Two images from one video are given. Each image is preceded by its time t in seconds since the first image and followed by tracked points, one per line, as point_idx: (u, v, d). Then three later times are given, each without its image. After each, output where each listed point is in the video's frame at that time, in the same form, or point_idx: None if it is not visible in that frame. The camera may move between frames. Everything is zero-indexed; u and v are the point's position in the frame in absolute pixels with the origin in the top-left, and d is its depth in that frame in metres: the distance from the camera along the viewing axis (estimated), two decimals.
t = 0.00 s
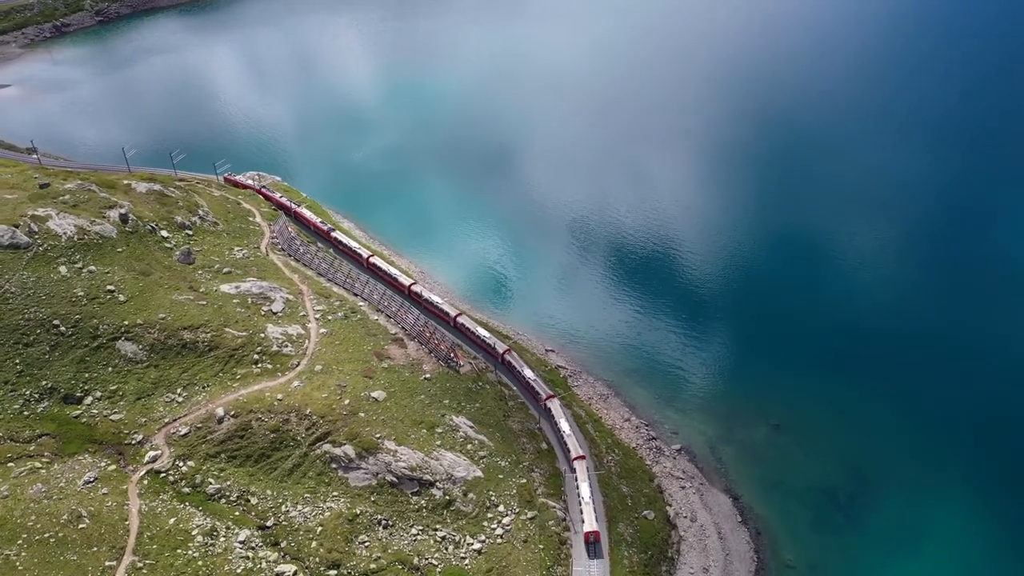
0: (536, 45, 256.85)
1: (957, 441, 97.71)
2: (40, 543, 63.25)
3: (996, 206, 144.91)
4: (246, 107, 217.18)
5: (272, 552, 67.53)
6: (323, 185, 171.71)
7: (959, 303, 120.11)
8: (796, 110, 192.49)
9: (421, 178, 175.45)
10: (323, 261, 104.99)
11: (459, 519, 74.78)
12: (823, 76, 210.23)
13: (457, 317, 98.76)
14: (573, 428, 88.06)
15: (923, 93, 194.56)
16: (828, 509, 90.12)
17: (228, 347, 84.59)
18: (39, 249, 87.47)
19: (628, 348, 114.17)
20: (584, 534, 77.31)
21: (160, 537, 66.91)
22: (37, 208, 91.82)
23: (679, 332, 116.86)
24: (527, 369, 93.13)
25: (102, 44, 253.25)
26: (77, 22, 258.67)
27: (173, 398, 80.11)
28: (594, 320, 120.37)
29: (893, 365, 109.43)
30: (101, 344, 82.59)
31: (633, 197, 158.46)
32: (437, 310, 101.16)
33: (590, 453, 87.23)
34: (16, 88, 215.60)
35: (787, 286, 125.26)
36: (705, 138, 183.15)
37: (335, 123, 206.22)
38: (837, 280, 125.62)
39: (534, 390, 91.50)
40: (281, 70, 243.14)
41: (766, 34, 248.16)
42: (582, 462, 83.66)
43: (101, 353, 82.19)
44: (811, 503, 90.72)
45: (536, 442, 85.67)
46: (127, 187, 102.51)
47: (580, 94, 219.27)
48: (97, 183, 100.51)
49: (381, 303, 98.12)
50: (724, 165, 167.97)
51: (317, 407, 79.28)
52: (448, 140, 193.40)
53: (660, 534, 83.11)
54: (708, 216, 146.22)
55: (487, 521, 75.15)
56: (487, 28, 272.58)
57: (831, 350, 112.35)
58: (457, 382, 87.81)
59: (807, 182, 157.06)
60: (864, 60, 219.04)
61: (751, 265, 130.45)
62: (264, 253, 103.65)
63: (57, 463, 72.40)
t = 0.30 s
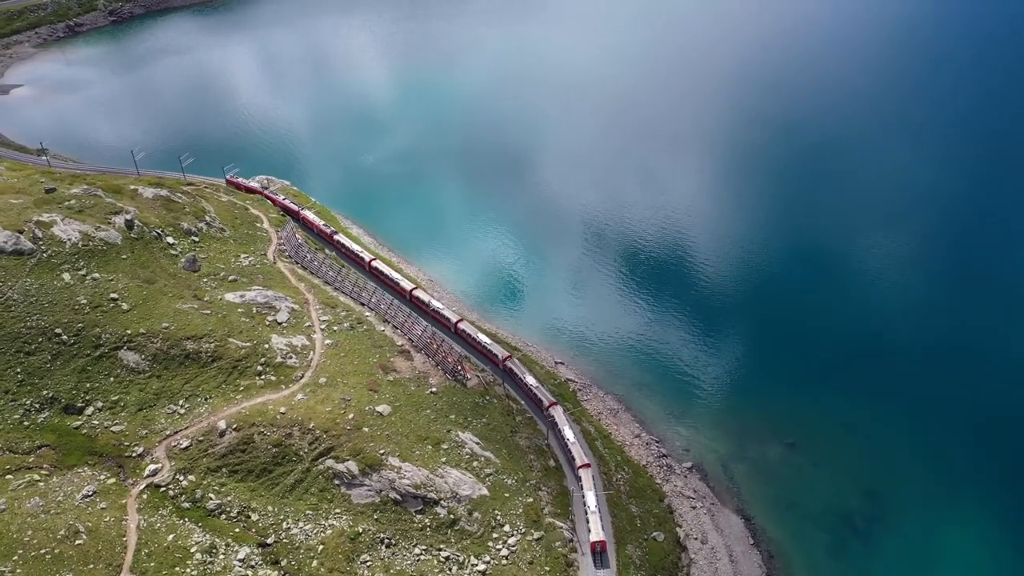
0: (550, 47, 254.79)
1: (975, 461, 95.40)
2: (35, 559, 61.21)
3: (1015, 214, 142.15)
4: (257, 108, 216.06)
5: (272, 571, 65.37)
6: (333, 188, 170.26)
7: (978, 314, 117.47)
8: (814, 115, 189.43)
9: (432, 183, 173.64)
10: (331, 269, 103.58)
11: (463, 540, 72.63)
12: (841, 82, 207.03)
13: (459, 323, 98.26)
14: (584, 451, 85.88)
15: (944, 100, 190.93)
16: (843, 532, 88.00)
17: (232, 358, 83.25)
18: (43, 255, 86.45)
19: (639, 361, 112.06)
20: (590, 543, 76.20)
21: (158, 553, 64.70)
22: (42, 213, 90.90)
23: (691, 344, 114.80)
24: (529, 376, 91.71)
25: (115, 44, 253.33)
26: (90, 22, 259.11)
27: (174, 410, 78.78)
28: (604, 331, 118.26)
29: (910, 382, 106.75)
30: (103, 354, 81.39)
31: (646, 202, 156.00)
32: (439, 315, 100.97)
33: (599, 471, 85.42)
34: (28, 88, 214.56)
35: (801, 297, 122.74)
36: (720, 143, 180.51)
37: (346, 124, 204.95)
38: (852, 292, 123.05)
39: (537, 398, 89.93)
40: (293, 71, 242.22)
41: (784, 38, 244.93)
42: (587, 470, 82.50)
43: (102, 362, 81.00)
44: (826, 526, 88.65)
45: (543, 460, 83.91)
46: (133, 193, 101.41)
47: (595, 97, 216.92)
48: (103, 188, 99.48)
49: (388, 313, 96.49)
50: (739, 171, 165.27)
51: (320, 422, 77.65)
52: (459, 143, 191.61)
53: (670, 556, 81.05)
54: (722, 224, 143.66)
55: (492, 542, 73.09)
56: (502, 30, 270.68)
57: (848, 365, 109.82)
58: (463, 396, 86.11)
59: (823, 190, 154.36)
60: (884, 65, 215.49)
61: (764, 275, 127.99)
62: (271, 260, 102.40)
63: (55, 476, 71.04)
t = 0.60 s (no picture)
0: (564, 49, 252.58)
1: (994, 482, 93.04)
2: None
3: None
4: (269, 109, 215.03)
5: None
6: (343, 192, 168.86)
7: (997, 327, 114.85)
8: (831, 120, 186.08)
9: (443, 187, 171.75)
10: (338, 277, 102.05)
11: (468, 560, 70.47)
12: (860, 86, 203.52)
13: (459, 329, 96.79)
14: (592, 469, 83.63)
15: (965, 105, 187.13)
16: (859, 557, 85.81)
17: (235, 370, 81.85)
18: (47, 262, 85.41)
19: (651, 375, 109.93)
20: (597, 553, 75.01)
21: (156, 572, 62.91)
22: (47, 219, 89.95)
23: (705, 358, 112.60)
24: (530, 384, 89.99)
25: (128, 44, 253.38)
26: (104, 22, 259.66)
27: (176, 422, 77.38)
28: (615, 344, 116.22)
29: (928, 399, 104.23)
30: (105, 363, 80.20)
31: (660, 207, 153.26)
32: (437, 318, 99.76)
33: (608, 490, 83.41)
34: (40, 87, 213.87)
35: (816, 309, 120.28)
36: (736, 148, 177.54)
37: (358, 126, 203.43)
38: (868, 305, 120.52)
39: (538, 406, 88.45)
40: (305, 71, 241.18)
41: (802, 42, 241.47)
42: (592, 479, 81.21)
43: (104, 372, 79.82)
44: (841, 550, 86.49)
45: (550, 478, 81.98)
46: (139, 198, 100.25)
47: (609, 100, 214.21)
48: (109, 194, 98.40)
49: (395, 324, 94.93)
50: (755, 177, 162.22)
51: (324, 437, 75.87)
52: (471, 146, 189.57)
53: None
54: (738, 232, 140.80)
55: (497, 563, 70.90)
56: (515, 30, 268.65)
57: (864, 380, 107.42)
58: (470, 411, 84.30)
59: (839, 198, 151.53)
60: (904, 69, 211.67)
61: (778, 286, 125.52)
62: (277, 268, 101.07)
63: (54, 488, 69.65)
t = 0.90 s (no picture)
0: (578, 52, 250.43)
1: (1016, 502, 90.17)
2: None
3: None
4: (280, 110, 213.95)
5: None
6: (353, 197, 167.54)
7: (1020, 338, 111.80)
8: (849, 125, 182.71)
9: (454, 192, 169.98)
10: (345, 285, 100.52)
11: None
12: (878, 91, 200.04)
13: (460, 335, 96.17)
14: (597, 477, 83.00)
15: (986, 110, 183.38)
16: None
17: (238, 382, 80.46)
18: (50, 269, 84.39)
19: (661, 389, 107.85)
20: (604, 563, 74.35)
21: None
22: (51, 225, 89.00)
23: (717, 371, 110.35)
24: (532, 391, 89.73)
25: (140, 44, 253.40)
26: (117, 22, 260.26)
27: (177, 434, 76.02)
28: (625, 355, 114.19)
29: (947, 415, 101.30)
30: (107, 373, 78.95)
31: (673, 213, 150.93)
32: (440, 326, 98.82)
33: (616, 509, 81.70)
34: (52, 88, 213.16)
35: (832, 320, 117.53)
36: (752, 153, 174.58)
37: (369, 128, 201.93)
38: (886, 316, 117.53)
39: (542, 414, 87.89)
40: (318, 72, 240.07)
41: (820, 45, 238.08)
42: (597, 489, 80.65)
43: (106, 383, 78.59)
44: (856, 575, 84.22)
45: (558, 496, 80.20)
46: (146, 204, 99.13)
47: (623, 103, 211.70)
48: (115, 199, 97.37)
49: (401, 335, 93.41)
50: (771, 184, 159.35)
51: (326, 452, 74.13)
52: (482, 149, 187.60)
53: None
54: (752, 239, 138.30)
55: None
56: (528, 32, 266.65)
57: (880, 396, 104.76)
58: (476, 427, 82.53)
59: (857, 205, 148.43)
60: (924, 73, 207.96)
61: (793, 296, 122.78)
62: (283, 275, 99.75)
63: (52, 501, 68.26)
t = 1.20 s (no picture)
0: (593, 54, 247.68)
1: None
2: None
3: None
4: (292, 111, 212.56)
5: None
6: (364, 200, 165.96)
7: None
8: (869, 129, 179.02)
9: (465, 196, 167.91)
10: (352, 294, 98.99)
11: None
12: (899, 95, 196.07)
13: (460, 342, 95.39)
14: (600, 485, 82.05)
15: (1007, 112, 179.85)
16: None
17: (241, 395, 79.02)
18: (53, 276, 83.36)
19: (672, 404, 105.85)
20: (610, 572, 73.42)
21: None
22: (55, 231, 88.04)
23: (728, 385, 108.19)
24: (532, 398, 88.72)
25: (153, 44, 253.41)
26: (130, 22, 260.68)
27: (178, 448, 74.68)
28: (635, 368, 112.14)
29: (968, 433, 98.32)
30: (108, 384, 77.69)
31: (687, 218, 149.02)
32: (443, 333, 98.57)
33: (624, 530, 79.82)
34: (64, 88, 212.75)
35: (849, 332, 114.82)
36: (768, 158, 171.62)
37: (381, 129, 200.04)
38: (905, 327, 114.63)
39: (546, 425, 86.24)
40: (330, 72, 238.66)
41: (839, 47, 234.16)
42: (600, 497, 79.80)
43: (107, 393, 77.32)
44: None
45: (565, 516, 78.26)
46: (151, 209, 98.08)
47: (638, 107, 208.89)
48: (120, 205, 96.32)
49: (408, 347, 91.70)
50: (787, 191, 156.50)
51: (329, 468, 72.43)
52: (494, 152, 185.28)
53: None
54: (767, 246, 136.06)
55: None
56: (542, 34, 264.26)
57: (897, 413, 102.32)
58: (483, 443, 80.74)
59: (876, 212, 145.24)
60: (947, 76, 203.77)
61: (809, 306, 120.12)
62: (289, 283, 98.44)
63: (49, 515, 66.82)
